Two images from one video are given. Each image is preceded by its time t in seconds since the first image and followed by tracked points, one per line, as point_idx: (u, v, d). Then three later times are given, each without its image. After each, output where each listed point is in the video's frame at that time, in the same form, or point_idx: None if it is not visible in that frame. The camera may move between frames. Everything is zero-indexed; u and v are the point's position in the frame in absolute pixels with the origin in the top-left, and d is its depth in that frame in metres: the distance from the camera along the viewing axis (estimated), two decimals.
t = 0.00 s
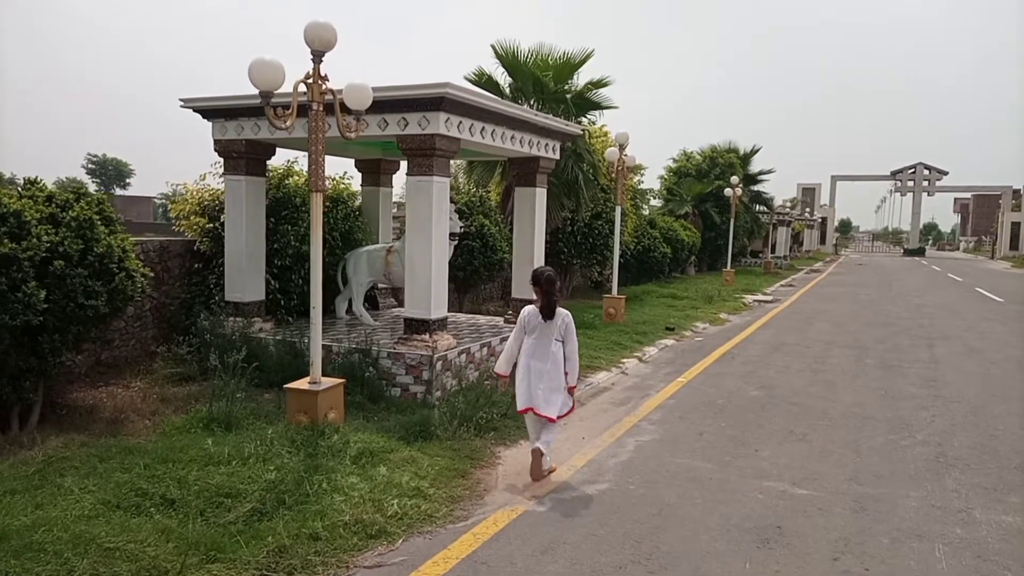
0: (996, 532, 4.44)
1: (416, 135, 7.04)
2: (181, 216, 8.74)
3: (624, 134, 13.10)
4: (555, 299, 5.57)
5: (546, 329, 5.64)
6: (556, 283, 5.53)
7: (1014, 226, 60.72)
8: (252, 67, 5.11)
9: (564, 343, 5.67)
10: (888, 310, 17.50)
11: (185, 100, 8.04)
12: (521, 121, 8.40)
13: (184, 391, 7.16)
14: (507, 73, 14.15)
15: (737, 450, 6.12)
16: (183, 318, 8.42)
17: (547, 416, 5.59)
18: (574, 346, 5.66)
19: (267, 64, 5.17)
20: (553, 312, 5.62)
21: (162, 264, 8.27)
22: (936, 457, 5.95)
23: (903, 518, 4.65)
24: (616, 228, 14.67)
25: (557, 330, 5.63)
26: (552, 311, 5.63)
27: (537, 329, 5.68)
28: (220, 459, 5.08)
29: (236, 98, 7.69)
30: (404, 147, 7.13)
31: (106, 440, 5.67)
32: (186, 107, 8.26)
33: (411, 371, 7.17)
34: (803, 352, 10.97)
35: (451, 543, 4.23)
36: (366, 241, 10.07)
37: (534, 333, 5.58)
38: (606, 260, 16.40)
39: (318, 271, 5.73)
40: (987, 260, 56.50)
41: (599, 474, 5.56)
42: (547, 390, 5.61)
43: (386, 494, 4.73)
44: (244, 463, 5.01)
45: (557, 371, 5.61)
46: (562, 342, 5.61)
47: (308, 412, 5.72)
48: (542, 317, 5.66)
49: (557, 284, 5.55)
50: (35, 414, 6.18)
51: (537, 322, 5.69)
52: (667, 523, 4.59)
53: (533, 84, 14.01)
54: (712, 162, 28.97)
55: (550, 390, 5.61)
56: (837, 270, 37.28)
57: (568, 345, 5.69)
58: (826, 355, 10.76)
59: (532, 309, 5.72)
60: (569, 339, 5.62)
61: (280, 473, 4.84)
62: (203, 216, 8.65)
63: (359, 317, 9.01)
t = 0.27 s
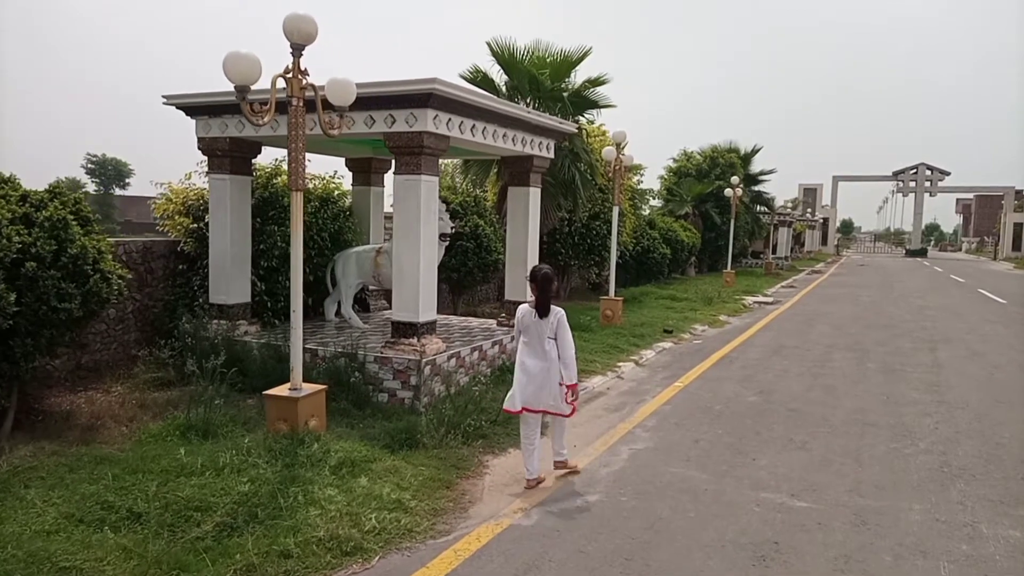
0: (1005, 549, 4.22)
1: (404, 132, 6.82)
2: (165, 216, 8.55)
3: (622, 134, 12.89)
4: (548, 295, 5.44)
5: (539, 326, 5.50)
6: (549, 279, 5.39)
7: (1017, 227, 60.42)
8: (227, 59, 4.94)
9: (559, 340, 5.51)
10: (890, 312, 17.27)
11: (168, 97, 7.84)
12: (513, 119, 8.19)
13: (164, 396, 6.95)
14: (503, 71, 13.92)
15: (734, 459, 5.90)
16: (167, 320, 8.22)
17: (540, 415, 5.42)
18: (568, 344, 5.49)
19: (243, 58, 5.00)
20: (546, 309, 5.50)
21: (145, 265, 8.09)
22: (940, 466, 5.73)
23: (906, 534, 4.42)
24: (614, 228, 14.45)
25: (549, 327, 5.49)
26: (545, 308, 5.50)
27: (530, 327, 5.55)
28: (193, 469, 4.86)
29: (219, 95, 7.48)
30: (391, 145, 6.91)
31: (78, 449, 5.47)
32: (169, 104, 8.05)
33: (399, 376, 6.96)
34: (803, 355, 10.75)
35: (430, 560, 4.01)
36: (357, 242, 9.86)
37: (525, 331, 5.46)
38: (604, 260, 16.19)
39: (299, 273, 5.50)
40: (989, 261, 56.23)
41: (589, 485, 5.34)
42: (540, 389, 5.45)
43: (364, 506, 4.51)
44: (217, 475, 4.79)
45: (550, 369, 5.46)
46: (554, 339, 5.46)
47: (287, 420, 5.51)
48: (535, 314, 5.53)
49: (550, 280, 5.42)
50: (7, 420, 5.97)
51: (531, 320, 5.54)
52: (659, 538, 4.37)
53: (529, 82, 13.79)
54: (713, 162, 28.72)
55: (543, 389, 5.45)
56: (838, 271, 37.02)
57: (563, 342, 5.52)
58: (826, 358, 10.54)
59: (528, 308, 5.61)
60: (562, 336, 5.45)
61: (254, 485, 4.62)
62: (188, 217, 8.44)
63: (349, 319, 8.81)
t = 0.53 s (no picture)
0: (1009, 558, 4.08)
1: (394, 129, 6.68)
2: (153, 216, 8.44)
3: (619, 133, 12.75)
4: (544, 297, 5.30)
5: (534, 328, 5.38)
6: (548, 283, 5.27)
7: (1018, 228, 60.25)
8: (208, 53, 4.81)
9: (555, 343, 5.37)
10: (891, 314, 17.12)
11: (156, 94, 7.70)
12: (507, 117, 8.05)
13: (150, 399, 6.80)
14: (500, 70, 13.75)
15: (731, 464, 5.75)
16: (155, 322, 8.08)
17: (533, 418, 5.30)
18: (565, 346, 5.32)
19: (225, 52, 4.86)
20: (542, 311, 5.37)
21: (133, 265, 7.95)
22: (942, 472, 5.58)
23: (907, 542, 4.28)
24: (611, 228, 14.30)
25: (545, 330, 5.36)
26: (541, 310, 5.37)
27: (526, 329, 5.43)
28: (172, 476, 4.72)
29: (207, 92, 7.34)
30: (381, 143, 6.77)
31: (57, 453, 5.33)
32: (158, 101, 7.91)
33: (389, 378, 6.81)
34: (802, 357, 10.61)
35: (413, 571, 3.87)
36: (350, 242, 9.72)
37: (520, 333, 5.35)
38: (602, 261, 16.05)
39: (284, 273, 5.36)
40: (990, 262, 56.06)
41: (581, 491, 5.19)
42: (534, 392, 5.34)
43: (346, 514, 4.38)
44: (197, 481, 4.66)
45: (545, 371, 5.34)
46: (549, 341, 5.31)
47: (271, 423, 5.36)
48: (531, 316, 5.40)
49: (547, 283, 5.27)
50: None
51: (528, 322, 5.42)
52: (652, 546, 4.23)
53: (525, 81, 13.64)
54: (713, 162, 28.56)
55: (537, 392, 5.34)
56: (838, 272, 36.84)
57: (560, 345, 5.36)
58: (826, 360, 10.39)
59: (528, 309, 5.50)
60: (557, 339, 5.29)
61: (234, 492, 4.48)
62: (175, 215, 8.33)
63: (340, 320, 8.66)
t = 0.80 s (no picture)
0: None
1: (385, 127, 6.51)
2: (142, 216, 8.30)
3: (621, 131, 12.55)
4: (550, 300, 5.30)
5: (538, 329, 5.39)
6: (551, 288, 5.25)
7: None
8: (185, 45, 4.67)
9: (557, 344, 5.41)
10: (899, 315, 16.85)
11: (145, 92, 7.55)
12: (503, 115, 7.87)
13: (136, 404, 6.64)
14: (500, 67, 13.59)
15: (732, 473, 5.54)
16: (144, 324, 7.92)
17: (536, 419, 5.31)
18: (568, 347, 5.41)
19: (205, 45, 4.73)
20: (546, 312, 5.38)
21: (122, 266, 7.82)
22: (951, 482, 5.37)
23: (913, 560, 4.08)
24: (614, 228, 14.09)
25: (549, 331, 5.39)
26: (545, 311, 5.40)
27: (529, 330, 5.43)
28: (149, 488, 4.55)
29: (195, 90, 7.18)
30: (372, 141, 6.60)
31: (34, 461, 5.17)
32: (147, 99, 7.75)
33: (380, 383, 6.61)
34: (808, 360, 10.39)
35: None
36: (345, 242, 9.56)
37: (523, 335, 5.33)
38: (605, 262, 15.84)
39: (268, 275, 5.18)
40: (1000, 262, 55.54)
41: (573, 503, 5.00)
42: (536, 393, 5.34)
43: (326, 529, 4.19)
44: (173, 492, 4.51)
45: (548, 372, 5.35)
46: (554, 343, 5.35)
47: (254, 431, 5.18)
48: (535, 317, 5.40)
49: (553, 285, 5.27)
50: None
51: (529, 324, 5.42)
52: (646, 563, 4.03)
53: (526, 78, 13.45)
54: (719, 162, 28.29)
55: (539, 392, 5.34)
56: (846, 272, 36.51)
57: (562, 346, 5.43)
58: (832, 363, 10.16)
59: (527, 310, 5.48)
60: (562, 341, 5.35)
61: (211, 505, 4.31)
62: (165, 216, 8.19)
63: (334, 323, 8.47)
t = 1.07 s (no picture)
0: None
1: (379, 126, 6.37)
2: (135, 216, 8.19)
3: (624, 131, 12.40)
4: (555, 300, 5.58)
5: (544, 328, 5.64)
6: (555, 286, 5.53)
7: None
8: (171, 42, 4.51)
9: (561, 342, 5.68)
10: (906, 317, 16.66)
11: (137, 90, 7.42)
12: (502, 114, 7.73)
13: (126, 407, 6.52)
14: (502, 67, 13.44)
15: (732, 482, 5.39)
16: (137, 326, 7.81)
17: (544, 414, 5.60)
18: (570, 344, 5.71)
19: (190, 42, 4.57)
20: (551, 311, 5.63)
21: (115, 267, 7.71)
22: (959, 492, 5.21)
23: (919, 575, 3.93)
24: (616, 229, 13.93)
25: (554, 330, 5.65)
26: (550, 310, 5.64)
27: (535, 329, 5.66)
28: (131, 497, 4.42)
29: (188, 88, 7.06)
30: (367, 140, 6.47)
31: (17, 467, 5.05)
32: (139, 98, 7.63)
33: (374, 387, 6.47)
34: (812, 363, 10.22)
35: None
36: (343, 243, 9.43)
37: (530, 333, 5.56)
38: (608, 263, 15.69)
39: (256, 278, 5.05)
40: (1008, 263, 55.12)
41: (568, 512, 4.86)
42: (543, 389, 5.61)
43: (311, 541, 4.06)
44: (156, 501, 4.42)
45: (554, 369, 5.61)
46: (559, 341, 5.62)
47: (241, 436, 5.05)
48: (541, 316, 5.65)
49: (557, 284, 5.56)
50: None
51: (533, 323, 5.65)
52: None
53: (529, 78, 13.30)
54: (724, 162, 28.08)
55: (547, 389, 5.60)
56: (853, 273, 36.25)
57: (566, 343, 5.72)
58: (837, 366, 9.99)
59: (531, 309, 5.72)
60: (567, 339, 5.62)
61: (193, 516, 4.19)
62: (158, 216, 8.10)
63: (330, 325, 8.35)
